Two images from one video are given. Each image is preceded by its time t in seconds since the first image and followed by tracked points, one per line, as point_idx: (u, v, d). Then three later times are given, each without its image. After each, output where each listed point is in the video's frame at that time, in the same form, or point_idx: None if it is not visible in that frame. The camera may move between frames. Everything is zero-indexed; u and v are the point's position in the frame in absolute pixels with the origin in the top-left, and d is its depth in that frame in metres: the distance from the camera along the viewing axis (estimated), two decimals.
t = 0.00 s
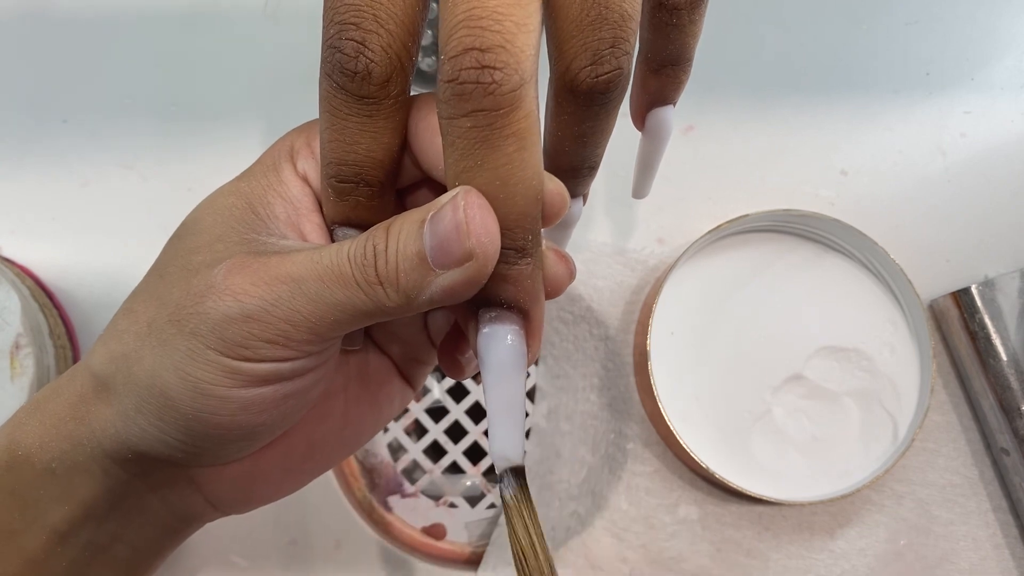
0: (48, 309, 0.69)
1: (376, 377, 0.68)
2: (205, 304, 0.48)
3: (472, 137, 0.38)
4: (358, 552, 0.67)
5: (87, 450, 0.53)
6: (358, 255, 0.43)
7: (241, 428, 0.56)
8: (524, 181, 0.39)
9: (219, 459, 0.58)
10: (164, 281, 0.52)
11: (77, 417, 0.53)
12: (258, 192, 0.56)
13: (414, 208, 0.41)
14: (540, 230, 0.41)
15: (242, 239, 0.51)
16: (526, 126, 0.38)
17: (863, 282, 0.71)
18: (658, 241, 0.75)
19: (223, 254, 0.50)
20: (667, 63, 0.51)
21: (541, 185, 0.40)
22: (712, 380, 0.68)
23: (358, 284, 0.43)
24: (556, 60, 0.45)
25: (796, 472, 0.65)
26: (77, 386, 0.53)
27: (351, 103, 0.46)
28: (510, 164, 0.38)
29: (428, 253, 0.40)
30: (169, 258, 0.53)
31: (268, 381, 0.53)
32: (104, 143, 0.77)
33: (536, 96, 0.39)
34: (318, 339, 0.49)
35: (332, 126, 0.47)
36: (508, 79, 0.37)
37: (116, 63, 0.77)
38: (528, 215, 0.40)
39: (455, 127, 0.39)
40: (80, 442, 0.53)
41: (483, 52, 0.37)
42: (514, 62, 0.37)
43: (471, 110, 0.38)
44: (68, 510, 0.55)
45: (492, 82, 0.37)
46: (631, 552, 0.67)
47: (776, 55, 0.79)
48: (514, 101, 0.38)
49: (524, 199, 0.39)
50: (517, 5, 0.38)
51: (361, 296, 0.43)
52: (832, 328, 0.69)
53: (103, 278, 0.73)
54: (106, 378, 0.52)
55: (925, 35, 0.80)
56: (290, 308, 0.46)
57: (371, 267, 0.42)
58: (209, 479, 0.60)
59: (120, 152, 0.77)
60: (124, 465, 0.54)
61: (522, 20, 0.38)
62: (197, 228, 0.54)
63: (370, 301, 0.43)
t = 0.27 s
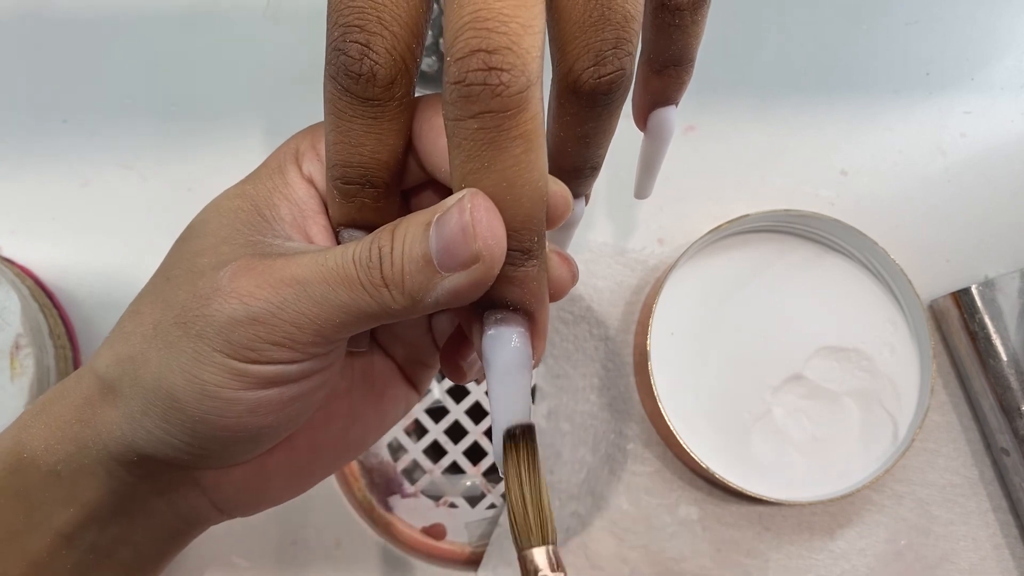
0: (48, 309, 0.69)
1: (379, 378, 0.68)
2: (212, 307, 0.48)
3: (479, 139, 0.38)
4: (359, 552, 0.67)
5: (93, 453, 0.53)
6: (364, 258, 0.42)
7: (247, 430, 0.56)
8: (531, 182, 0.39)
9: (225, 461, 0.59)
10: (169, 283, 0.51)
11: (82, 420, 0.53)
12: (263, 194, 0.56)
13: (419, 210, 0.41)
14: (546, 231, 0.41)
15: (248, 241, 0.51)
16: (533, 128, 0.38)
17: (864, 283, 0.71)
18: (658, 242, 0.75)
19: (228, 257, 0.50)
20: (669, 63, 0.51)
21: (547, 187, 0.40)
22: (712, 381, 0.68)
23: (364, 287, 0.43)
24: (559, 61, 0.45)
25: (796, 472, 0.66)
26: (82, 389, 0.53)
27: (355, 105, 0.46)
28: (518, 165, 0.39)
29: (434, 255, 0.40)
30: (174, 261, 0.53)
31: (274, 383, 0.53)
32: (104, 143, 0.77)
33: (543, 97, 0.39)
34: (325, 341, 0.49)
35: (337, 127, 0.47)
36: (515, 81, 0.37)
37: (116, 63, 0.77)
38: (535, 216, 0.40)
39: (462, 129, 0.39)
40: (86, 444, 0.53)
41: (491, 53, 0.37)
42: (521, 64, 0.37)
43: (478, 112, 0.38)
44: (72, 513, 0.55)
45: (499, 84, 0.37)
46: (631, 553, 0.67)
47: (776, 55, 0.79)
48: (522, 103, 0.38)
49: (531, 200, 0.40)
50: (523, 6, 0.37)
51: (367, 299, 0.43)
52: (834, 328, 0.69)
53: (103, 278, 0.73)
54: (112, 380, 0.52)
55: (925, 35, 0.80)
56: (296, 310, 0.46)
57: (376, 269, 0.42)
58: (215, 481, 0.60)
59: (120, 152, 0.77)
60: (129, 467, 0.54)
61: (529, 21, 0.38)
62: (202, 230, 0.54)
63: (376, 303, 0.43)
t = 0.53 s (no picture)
0: (48, 309, 0.69)
1: (381, 379, 0.68)
2: (220, 311, 0.48)
3: (492, 139, 0.38)
4: (359, 552, 0.67)
5: (99, 458, 0.53)
6: (370, 263, 0.42)
7: (256, 434, 0.56)
8: (542, 181, 0.39)
9: (232, 464, 0.59)
10: (176, 287, 0.51)
11: (88, 425, 0.53)
12: (267, 194, 0.56)
13: (424, 215, 0.40)
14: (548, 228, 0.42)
15: (254, 243, 0.51)
16: (544, 128, 0.39)
17: (864, 283, 0.71)
18: (658, 242, 0.75)
19: (235, 260, 0.50)
20: (665, 63, 0.51)
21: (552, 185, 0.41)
22: (712, 381, 0.68)
23: (371, 292, 0.42)
24: (555, 61, 0.45)
25: (796, 472, 0.66)
26: (89, 394, 0.53)
27: (358, 106, 0.46)
28: (531, 165, 0.39)
29: (443, 262, 0.39)
30: (180, 264, 0.53)
31: (282, 386, 0.53)
32: (105, 143, 0.77)
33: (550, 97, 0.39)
34: (334, 344, 0.49)
35: (341, 128, 0.47)
36: (529, 82, 0.38)
37: (116, 63, 0.77)
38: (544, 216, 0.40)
39: (474, 129, 0.38)
40: (92, 449, 0.53)
41: (504, 54, 0.37)
42: (534, 64, 0.38)
43: (493, 113, 0.38)
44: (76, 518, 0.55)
45: (514, 84, 0.37)
46: (631, 552, 0.67)
47: (776, 55, 0.79)
48: (535, 103, 0.38)
49: (541, 199, 0.40)
50: (531, 7, 0.38)
51: (373, 303, 0.43)
52: (835, 329, 0.69)
53: (103, 278, 0.73)
54: (119, 385, 0.52)
55: (925, 35, 0.80)
56: (304, 315, 0.46)
57: (383, 274, 0.41)
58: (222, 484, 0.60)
59: (121, 152, 0.77)
60: (136, 471, 0.54)
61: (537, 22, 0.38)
62: (208, 233, 0.54)
63: (382, 308, 0.43)
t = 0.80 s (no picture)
0: (48, 309, 0.69)
1: (374, 376, 0.68)
2: (211, 309, 0.48)
3: (486, 138, 0.38)
4: (359, 552, 0.67)
5: (91, 456, 0.53)
6: (359, 264, 0.42)
7: (248, 431, 0.56)
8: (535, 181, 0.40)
9: (225, 461, 0.59)
10: (167, 284, 0.51)
11: (80, 423, 0.52)
12: (258, 189, 0.56)
13: (412, 218, 0.40)
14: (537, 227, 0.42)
15: (245, 240, 0.51)
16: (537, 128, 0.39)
17: (862, 282, 0.71)
18: (658, 242, 0.75)
19: (226, 257, 0.50)
20: (658, 62, 0.51)
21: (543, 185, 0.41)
22: (711, 381, 0.68)
23: (360, 294, 0.42)
24: (545, 58, 0.45)
25: (796, 472, 0.65)
26: (80, 391, 0.53)
27: (348, 102, 0.46)
28: (526, 165, 0.39)
29: (433, 267, 0.39)
30: (171, 261, 0.53)
31: (275, 383, 0.53)
32: (105, 143, 0.77)
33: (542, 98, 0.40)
34: (326, 342, 0.49)
35: (331, 124, 0.47)
36: (524, 81, 0.38)
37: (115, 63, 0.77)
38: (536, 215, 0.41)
39: (468, 128, 0.38)
40: (84, 447, 0.53)
41: (499, 53, 0.37)
42: (528, 65, 0.38)
43: (488, 111, 0.38)
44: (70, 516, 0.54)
45: (510, 84, 0.37)
46: (631, 552, 0.67)
47: (776, 54, 0.79)
48: (530, 103, 0.38)
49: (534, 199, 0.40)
50: (524, 8, 0.38)
51: (362, 304, 0.43)
52: (832, 328, 0.69)
53: (103, 278, 0.73)
54: (111, 382, 0.52)
55: (925, 35, 0.79)
56: (294, 315, 0.46)
57: (372, 278, 0.41)
58: (216, 481, 0.60)
59: (121, 152, 0.77)
60: (129, 468, 0.54)
61: (530, 23, 0.38)
62: (199, 229, 0.54)
63: (372, 309, 0.43)
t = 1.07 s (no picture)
0: (48, 309, 0.69)
1: (375, 376, 0.68)
2: (211, 310, 0.48)
3: (488, 139, 0.38)
4: (359, 552, 0.67)
5: (92, 457, 0.53)
6: (360, 264, 0.41)
7: (248, 432, 0.56)
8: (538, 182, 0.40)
9: (226, 462, 0.58)
10: (169, 285, 0.51)
11: (81, 424, 0.52)
12: (261, 189, 0.56)
13: (414, 218, 0.40)
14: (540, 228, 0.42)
15: (247, 241, 0.51)
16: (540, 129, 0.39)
17: (863, 282, 0.71)
18: (658, 241, 0.75)
19: (227, 257, 0.50)
20: (658, 63, 0.51)
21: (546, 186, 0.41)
22: (711, 381, 0.67)
23: (361, 294, 0.42)
24: (547, 59, 0.45)
25: (796, 473, 0.65)
26: (81, 392, 0.53)
27: (349, 104, 0.46)
28: (527, 166, 0.39)
29: (434, 266, 0.39)
30: (174, 262, 0.53)
31: (275, 384, 0.53)
32: (106, 143, 0.77)
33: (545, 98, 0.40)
34: (326, 342, 0.49)
35: (333, 125, 0.47)
36: (526, 82, 0.38)
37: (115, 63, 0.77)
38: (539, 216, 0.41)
39: (469, 128, 0.38)
40: (85, 448, 0.53)
41: (501, 53, 0.37)
42: (530, 65, 0.38)
43: (490, 112, 0.38)
44: (72, 518, 0.54)
45: (512, 84, 0.37)
46: (631, 552, 0.67)
47: (777, 54, 0.79)
48: (531, 104, 0.38)
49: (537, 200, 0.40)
50: (527, 8, 0.38)
51: (363, 304, 0.43)
52: (832, 328, 0.69)
53: (103, 278, 0.73)
54: (113, 383, 0.52)
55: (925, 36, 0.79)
56: (294, 315, 0.46)
57: (373, 278, 0.41)
58: (216, 483, 0.60)
59: (121, 152, 0.77)
60: (130, 470, 0.54)
61: (532, 23, 0.38)
62: (201, 230, 0.54)
63: (373, 309, 0.43)
